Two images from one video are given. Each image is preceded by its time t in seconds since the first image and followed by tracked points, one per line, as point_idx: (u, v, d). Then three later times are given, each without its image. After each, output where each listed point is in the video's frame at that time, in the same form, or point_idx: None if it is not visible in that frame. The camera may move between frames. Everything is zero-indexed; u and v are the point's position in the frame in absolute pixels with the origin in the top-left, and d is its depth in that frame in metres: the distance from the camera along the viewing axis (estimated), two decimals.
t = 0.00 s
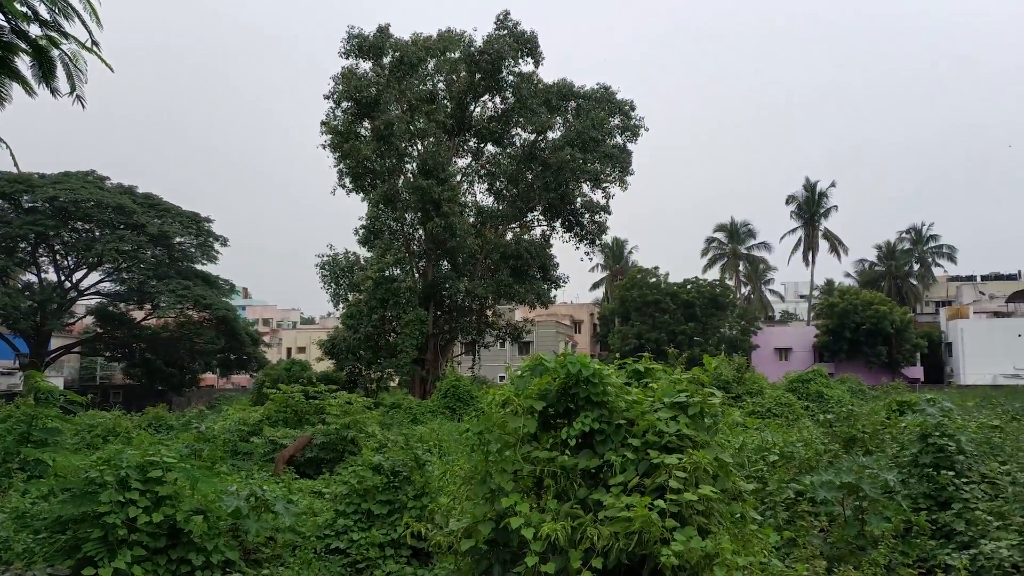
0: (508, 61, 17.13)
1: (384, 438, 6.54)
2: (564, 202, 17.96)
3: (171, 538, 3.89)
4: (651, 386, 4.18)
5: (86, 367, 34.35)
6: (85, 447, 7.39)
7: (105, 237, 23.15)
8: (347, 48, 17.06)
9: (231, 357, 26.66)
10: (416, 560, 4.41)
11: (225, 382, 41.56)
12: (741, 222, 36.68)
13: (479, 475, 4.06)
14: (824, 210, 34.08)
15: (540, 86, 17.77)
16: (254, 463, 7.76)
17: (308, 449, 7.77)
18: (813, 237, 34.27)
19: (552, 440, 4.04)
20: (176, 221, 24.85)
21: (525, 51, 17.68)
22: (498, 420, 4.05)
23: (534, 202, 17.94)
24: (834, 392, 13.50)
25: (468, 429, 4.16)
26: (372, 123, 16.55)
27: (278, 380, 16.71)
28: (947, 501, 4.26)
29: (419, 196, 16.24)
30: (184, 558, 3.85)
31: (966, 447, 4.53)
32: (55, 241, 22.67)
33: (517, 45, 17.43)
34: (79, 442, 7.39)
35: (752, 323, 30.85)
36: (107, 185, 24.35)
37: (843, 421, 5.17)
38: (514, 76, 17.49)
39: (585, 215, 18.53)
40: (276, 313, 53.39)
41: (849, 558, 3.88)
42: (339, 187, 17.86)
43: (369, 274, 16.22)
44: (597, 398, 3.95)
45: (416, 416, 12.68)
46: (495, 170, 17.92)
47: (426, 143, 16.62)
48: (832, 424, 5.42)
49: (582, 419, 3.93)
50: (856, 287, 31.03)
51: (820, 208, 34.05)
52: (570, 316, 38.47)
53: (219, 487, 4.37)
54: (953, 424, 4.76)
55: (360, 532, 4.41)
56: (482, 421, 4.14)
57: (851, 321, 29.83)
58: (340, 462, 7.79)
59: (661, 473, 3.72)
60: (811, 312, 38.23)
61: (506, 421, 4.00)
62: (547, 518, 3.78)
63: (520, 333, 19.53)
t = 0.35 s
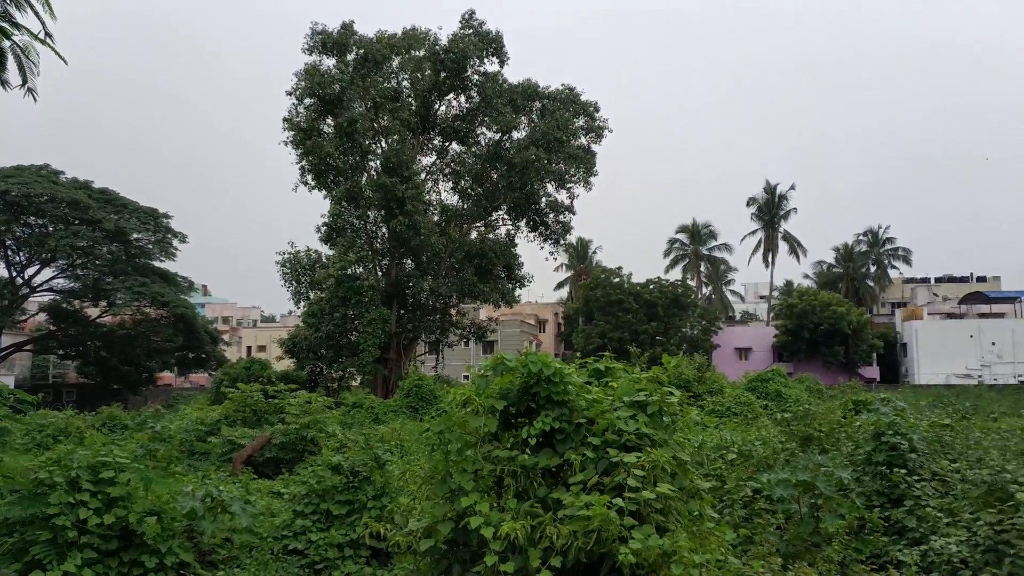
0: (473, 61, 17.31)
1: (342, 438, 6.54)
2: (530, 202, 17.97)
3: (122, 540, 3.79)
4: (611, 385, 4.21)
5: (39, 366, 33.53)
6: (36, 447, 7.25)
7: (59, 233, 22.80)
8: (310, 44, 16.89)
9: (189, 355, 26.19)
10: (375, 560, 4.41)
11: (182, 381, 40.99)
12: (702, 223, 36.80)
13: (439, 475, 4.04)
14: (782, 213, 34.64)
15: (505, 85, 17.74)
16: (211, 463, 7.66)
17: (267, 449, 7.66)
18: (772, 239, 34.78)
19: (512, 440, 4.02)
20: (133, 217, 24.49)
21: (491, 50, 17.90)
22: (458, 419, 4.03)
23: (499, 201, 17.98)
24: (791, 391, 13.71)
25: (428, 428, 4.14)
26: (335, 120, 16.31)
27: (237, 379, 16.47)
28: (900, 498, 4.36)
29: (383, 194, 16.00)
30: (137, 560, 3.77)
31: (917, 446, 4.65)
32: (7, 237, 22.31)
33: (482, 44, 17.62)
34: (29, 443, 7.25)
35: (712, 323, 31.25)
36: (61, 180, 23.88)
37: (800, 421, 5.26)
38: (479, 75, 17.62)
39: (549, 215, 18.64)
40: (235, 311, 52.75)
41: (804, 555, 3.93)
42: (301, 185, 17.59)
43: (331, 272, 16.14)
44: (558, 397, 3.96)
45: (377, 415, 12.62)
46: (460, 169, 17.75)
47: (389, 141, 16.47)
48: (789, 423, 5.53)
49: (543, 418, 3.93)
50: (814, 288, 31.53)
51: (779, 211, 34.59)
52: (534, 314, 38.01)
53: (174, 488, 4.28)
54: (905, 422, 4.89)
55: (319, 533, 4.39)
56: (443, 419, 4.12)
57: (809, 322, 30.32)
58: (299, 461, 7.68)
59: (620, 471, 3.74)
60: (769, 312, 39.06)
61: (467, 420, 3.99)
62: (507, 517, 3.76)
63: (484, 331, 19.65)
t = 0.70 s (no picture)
0: (444, 59, 17.19)
1: (308, 438, 6.61)
2: (501, 201, 17.97)
3: (81, 542, 3.72)
4: (578, 384, 4.22)
5: None
6: None
7: (19, 229, 22.44)
8: (279, 39, 16.76)
9: (153, 354, 25.79)
10: (341, 561, 4.40)
11: (145, 380, 40.52)
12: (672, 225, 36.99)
13: (405, 475, 4.01)
14: (751, 215, 34.99)
15: (476, 84, 17.75)
16: (174, 463, 7.56)
17: (231, 449, 7.58)
18: (739, 240, 35.20)
19: (479, 439, 4.02)
20: (96, 213, 24.21)
21: (462, 49, 17.86)
22: (425, 419, 4.01)
23: (469, 200, 18.00)
24: (757, 390, 13.86)
25: (394, 428, 4.11)
26: (304, 117, 16.22)
27: (202, 378, 16.28)
28: (862, 496, 4.42)
29: (352, 192, 15.97)
30: (96, 563, 3.70)
31: (878, 445, 4.74)
32: None
33: (453, 43, 17.58)
34: None
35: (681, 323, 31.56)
36: (20, 174, 23.48)
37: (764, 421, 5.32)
38: (450, 74, 17.55)
39: (520, 215, 18.64)
40: (199, 310, 52.24)
41: (768, 553, 3.96)
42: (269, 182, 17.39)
43: (298, 270, 16.16)
44: (525, 396, 3.95)
45: (344, 415, 12.54)
46: (431, 168, 17.76)
47: (359, 138, 16.23)
48: (754, 423, 5.61)
49: (510, 417, 3.93)
50: (780, 289, 31.91)
51: (748, 212, 34.94)
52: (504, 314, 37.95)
53: (136, 489, 4.21)
54: (867, 421, 4.97)
55: (284, 533, 4.36)
56: (410, 419, 4.10)
57: (776, 322, 30.69)
58: (265, 461, 7.66)
59: (586, 470, 3.75)
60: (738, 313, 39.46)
61: (433, 420, 3.97)
62: (473, 517, 3.76)
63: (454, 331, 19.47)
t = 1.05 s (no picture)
0: (415, 57, 17.14)
1: (275, 438, 6.55)
2: (472, 200, 17.94)
3: (37, 544, 3.60)
4: (546, 385, 4.22)
5: None
6: None
7: None
8: (248, 35, 16.57)
9: (115, 352, 25.47)
10: (305, 562, 4.37)
11: (107, 379, 39.86)
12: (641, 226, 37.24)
13: (370, 476, 3.98)
14: (720, 216, 35.33)
15: (448, 83, 17.70)
16: (136, 463, 7.48)
17: (195, 449, 7.45)
18: (708, 242, 35.53)
19: (447, 439, 4.00)
20: (58, 208, 24.26)
21: (434, 48, 17.77)
22: (392, 419, 3.98)
23: (440, 197, 17.89)
24: (725, 391, 14.00)
25: (360, 428, 4.07)
26: (273, 113, 16.01)
27: (166, 376, 16.04)
28: (825, 495, 4.49)
29: (321, 189, 15.74)
30: (53, 564, 3.59)
31: (842, 444, 4.81)
32: None
33: (425, 41, 17.50)
34: None
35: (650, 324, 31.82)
36: None
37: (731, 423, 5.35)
38: (422, 72, 17.52)
39: (492, 214, 18.71)
40: (165, 307, 51.71)
41: (732, 552, 4.00)
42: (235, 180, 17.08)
43: (266, 268, 15.84)
44: (493, 396, 3.95)
45: (311, 415, 12.43)
46: (401, 166, 17.73)
47: (329, 135, 16.13)
48: (720, 424, 5.67)
49: (477, 417, 3.92)
50: (748, 291, 32.28)
51: (717, 214, 35.28)
52: (475, 314, 37.86)
53: (95, 489, 4.12)
54: (831, 422, 5.03)
55: (247, 534, 4.34)
56: (376, 419, 4.06)
57: (744, 323, 31.03)
58: (230, 461, 7.50)
59: (553, 470, 3.75)
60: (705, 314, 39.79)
61: (401, 420, 3.94)
62: (439, 517, 3.75)
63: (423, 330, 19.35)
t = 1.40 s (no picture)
0: (388, 52, 17.04)
1: (243, 438, 6.49)
2: (445, 198, 18.03)
3: None
4: (518, 383, 4.20)
5: None
6: None
7: None
8: (217, 28, 16.44)
9: (80, 350, 25.21)
10: (273, 562, 4.33)
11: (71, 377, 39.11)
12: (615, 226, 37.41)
13: (339, 474, 3.95)
14: (692, 217, 35.57)
15: (420, 78, 17.68)
16: (101, 462, 7.41)
17: (161, 448, 7.36)
18: (681, 242, 35.78)
19: (417, 438, 3.99)
20: (20, 202, 24.02)
21: (407, 43, 17.69)
22: (361, 418, 3.94)
23: (412, 195, 18.10)
24: (696, 390, 14.10)
25: (328, 427, 4.03)
26: (243, 106, 15.86)
27: (132, 375, 15.82)
28: (793, 494, 4.53)
29: (290, 183, 15.57)
30: (13, 566, 3.45)
31: (809, 443, 4.86)
32: None
33: (398, 36, 17.45)
34: None
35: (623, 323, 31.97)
36: None
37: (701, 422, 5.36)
38: (394, 67, 17.39)
39: (465, 212, 18.78)
40: (131, 304, 51.00)
41: (701, 550, 4.03)
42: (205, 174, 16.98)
43: (234, 265, 15.51)
44: (464, 395, 3.93)
45: (280, 414, 12.31)
46: (373, 162, 17.50)
47: (300, 130, 15.92)
48: (692, 423, 5.70)
49: (448, 416, 3.90)
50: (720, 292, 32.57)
51: (690, 215, 35.51)
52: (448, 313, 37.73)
53: (57, 489, 3.99)
54: (799, 421, 5.09)
55: (214, 534, 4.30)
56: (344, 418, 4.03)
57: (715, 324, 31.26)
58: (198, 461, 7.41)
59: (523, 469, 3.74)
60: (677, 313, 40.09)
61: (370, 419, 3.90)
62: (409, 516, 3.72)
63: (394, 329, 19.70)
